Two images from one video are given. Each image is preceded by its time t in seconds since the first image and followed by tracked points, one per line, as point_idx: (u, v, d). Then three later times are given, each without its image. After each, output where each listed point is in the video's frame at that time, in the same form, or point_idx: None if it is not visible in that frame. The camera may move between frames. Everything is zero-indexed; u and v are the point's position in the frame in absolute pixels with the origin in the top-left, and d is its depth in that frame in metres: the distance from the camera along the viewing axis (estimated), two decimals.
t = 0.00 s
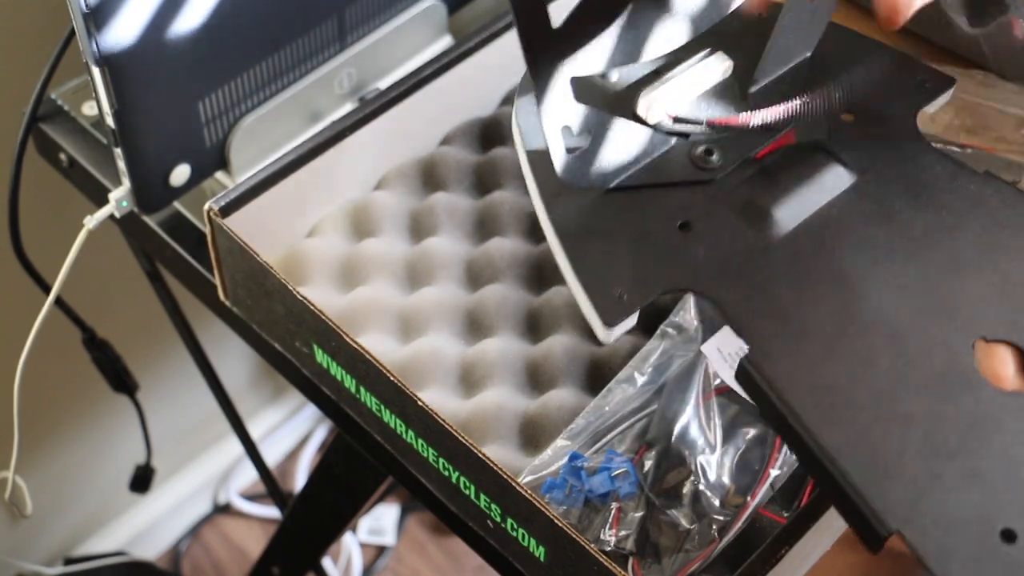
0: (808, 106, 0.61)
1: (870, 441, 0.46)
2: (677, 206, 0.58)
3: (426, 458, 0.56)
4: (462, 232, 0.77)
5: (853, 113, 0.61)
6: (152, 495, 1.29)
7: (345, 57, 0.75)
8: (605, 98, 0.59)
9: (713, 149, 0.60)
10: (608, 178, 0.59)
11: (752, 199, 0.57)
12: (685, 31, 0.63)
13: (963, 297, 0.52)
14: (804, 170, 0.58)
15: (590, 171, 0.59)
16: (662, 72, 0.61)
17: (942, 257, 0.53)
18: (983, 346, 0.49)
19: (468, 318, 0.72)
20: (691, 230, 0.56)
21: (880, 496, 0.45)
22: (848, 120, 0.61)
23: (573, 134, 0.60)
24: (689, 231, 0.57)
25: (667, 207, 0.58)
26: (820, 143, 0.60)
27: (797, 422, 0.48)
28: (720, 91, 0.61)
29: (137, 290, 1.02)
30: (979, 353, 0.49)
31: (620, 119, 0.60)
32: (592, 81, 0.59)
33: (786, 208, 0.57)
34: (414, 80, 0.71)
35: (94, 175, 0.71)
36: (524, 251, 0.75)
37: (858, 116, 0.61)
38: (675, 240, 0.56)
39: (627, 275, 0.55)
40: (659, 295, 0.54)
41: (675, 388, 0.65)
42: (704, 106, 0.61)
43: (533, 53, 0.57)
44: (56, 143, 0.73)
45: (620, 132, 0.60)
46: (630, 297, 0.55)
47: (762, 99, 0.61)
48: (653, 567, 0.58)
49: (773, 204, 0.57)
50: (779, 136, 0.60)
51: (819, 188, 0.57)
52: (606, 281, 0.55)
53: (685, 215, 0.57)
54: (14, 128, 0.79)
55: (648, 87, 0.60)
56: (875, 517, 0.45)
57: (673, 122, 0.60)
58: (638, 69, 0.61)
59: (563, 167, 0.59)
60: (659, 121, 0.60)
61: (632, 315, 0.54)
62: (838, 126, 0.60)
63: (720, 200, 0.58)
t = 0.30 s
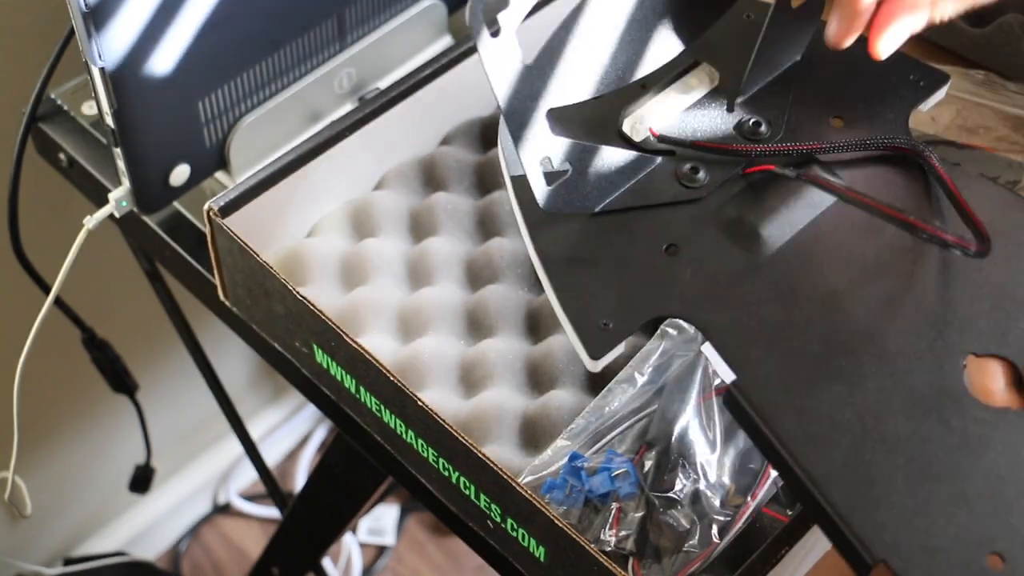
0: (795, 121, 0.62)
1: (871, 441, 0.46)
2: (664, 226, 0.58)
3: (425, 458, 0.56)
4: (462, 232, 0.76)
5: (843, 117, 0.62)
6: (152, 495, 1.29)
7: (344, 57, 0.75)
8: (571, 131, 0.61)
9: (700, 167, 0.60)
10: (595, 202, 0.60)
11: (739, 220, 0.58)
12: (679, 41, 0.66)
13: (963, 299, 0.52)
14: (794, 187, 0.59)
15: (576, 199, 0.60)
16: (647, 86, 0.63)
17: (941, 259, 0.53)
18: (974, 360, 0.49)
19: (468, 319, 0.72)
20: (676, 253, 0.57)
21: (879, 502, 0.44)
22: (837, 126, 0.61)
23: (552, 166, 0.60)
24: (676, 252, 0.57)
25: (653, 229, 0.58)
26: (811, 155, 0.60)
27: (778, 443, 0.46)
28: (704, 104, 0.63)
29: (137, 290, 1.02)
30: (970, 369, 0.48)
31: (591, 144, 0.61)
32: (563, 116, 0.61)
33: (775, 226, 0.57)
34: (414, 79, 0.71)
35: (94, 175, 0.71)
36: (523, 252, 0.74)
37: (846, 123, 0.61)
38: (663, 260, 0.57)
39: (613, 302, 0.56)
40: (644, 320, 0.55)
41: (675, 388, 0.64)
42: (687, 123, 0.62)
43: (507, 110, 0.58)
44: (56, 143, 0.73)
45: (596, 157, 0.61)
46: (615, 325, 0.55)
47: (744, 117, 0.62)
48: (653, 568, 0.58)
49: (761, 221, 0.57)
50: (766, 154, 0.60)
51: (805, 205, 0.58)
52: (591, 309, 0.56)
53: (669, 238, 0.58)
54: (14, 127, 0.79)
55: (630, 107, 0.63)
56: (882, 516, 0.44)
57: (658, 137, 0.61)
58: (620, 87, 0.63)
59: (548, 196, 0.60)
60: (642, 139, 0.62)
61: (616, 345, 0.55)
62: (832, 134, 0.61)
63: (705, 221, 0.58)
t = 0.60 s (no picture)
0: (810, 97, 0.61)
1: (874, 434, 0.46)
2: (670, 199, 0.57)
3: (425, 458, 0.56)
4: (462, 232, 0.76)
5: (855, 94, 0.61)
6: (152, 495, 1.29)
7: (344, 57, 0.75)
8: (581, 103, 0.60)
9: (708, 140, 0.60)
10: (598, 173, 0.59)
11: (747, 193, 0.57)
12: None
13: (966, 294, 0.51)
14: (799, 162, 0.58)
15: (583, 170, 0.59)
16: (656, 58, 0.62)
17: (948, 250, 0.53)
18: (981, 338, 0.49)
19: (468, 318, 0.72)
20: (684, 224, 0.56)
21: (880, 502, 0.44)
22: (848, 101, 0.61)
23: (560, 136, 0.60)
24: (683, 224, 0.56)
25: (658, 204, 0.57)
26: (821, 130, 0.60)
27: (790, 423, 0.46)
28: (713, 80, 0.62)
29: (137, 290, 1.02)
30: (976, 345, 0.49)
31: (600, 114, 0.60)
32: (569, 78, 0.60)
33: (784, 199, 0.57)
34: (414, 79, 0.71)
35: (93, 174, 0.71)
36: (524, 252, 0.75)
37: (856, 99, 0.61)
38: (667, 237, 0.56)
39: (617, 270, 0.54)
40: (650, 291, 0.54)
41: (675, 388, 0.65)
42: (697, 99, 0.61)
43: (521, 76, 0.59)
44: (56, 143, 0.73)
45: (603, 130, 0.60)
46: (621, 295, 0.54)
47: (753, 93, 0.61)
48: (653, 567, 0.59)
49: (770, 196, 0.57)
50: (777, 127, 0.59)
51: (815, 179, 0.57)
52: (597, 276, 0.54)
53: (677, 210, 0.57)
54: (14, 128, 0.79)
55: (640, 78, 0.61)
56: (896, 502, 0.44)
57: (669, 110, 0.60)
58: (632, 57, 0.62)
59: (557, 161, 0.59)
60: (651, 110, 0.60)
61: (623, 313, 0.53)
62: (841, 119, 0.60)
63: (715, 193, 0.57)
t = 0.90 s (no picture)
0: (823, 83, 0.60)
1: (876, 433, 0.45)
2: (686, 181, 0.58)
3: (425, 459, 0.56)
4: (462, 232, 0.76)
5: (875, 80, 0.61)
6: (152, 494, 1.29)
7: (344, 57, 0.75)
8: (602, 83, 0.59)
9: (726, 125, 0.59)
10: (609, 157, 0.59)
11: (764, 177, 0.57)
12: None
13: (970, 289, 0.50)
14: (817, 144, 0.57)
15: (596, 151, 0.60)
16: (676, 41, 0.61)
17: (953, 243, 0.52)
18: (995, 327, 0.48)
19: (468, 318, 0.72)
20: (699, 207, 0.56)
21: (883, 501, 0.44)
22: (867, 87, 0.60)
23: (578, 115, 0.60)
24: (696, 209, 0.56)
25: (676, 187, 0.57)
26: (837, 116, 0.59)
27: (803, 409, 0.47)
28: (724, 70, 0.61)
29: (137, 290, 1.02)
30: (991, 334, 0.48)
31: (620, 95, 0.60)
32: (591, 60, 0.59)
33: (799, 183, 0.56)
34: (414, 80, 0.71)
35: (93, 175, 0.71)
36: (524, 252, 0.75)
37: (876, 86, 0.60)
38: (683, 223, 0.56)
39: (634, 251, 0.55)
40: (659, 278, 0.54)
41: (675, 389, 0.65)
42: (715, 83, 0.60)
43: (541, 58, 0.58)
44: (56, 143, 0.73)
45: (621, 112, 0.60)
46: (635, 275, 0.55)
47: (772, 80, 0.61)
48: (653, 567, 0.58)
49: (787, 178, 0.56)
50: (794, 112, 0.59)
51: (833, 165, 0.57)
52: (613, 257, 0.55)
53: (694, 192, 0.57)
54: (13, 128, 0.79)
55: (658, 60, 0.60)
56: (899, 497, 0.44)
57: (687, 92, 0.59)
58: (649, 37, 0.61)
59: (571, 143, 0.60)
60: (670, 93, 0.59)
61: (637, 293, 0.54)
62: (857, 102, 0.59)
63: (730, 179, 0.57)
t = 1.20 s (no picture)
0: (830, 81, 0.60)
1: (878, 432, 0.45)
2: (692, 179, 0.56)
3: (426, 458, 0.56)
4: (462, 232, 0.76)
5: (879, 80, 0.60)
6: (152, 494, 1.29)
7: (344, 57, 0.75)
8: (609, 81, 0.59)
9: (732, 122, 0.59)
10: (623, 150, 0.58)
11: (770, 176, 0.56)
12: None
13: (972, 287, 0.50)
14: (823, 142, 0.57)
15: (609, 147, 0.58)
16: (679, 41, 0.62)
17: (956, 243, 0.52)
18: (1003, 323, 0.48)
19: (468, 318, 0.72)
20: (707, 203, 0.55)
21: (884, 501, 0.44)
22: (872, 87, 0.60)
23: (587, 111, 0.59)
24: (705, 205, 0.55)
25: (682, 185, 0.56)
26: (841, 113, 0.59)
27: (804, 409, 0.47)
28: (730, 67, 0.61)
29: (137, 290, 1.02)
30: (998, 330, 0.48)
31: (628, 92, 0.59)
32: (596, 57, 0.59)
33: (804, 182, 0.56)
34: (414, 80, 0.71)
35: (93, 174, 0.71)
36: (523, 252, 0.75)
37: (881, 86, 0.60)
38: (689, 221, 0.55)
39: (640, 247, 0.54)
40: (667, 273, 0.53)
41: (675, 388, 0.65)
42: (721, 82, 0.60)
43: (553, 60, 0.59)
44: (56, 143, 0.73)
45: (631, 108, 0.59)
46: (643, 271, 0.53)
47: (778, 78, 0.60)
48: (653, 567, 0.58)
49: (793, 177, 0.56)
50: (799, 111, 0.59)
51: (840, 162, 0.56)
52: (619, 251, 0.54)
53: (701, 189, 0.56)
54: (14, 128, 0.79)
55: (663, 60, 0.61)
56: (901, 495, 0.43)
57: (693, 91, 0.59)
58: (653, 38, 0.62)
59: (579, 137, 0.58)
60: (676, 91, 0.60)
61: (646, 289, 0.53)
62: (863, 102, 0.59)
63: (737, 173, 0.57)
